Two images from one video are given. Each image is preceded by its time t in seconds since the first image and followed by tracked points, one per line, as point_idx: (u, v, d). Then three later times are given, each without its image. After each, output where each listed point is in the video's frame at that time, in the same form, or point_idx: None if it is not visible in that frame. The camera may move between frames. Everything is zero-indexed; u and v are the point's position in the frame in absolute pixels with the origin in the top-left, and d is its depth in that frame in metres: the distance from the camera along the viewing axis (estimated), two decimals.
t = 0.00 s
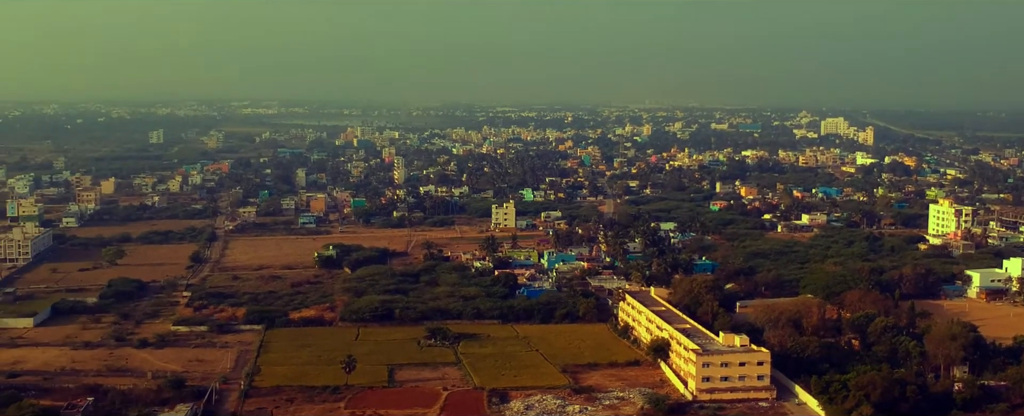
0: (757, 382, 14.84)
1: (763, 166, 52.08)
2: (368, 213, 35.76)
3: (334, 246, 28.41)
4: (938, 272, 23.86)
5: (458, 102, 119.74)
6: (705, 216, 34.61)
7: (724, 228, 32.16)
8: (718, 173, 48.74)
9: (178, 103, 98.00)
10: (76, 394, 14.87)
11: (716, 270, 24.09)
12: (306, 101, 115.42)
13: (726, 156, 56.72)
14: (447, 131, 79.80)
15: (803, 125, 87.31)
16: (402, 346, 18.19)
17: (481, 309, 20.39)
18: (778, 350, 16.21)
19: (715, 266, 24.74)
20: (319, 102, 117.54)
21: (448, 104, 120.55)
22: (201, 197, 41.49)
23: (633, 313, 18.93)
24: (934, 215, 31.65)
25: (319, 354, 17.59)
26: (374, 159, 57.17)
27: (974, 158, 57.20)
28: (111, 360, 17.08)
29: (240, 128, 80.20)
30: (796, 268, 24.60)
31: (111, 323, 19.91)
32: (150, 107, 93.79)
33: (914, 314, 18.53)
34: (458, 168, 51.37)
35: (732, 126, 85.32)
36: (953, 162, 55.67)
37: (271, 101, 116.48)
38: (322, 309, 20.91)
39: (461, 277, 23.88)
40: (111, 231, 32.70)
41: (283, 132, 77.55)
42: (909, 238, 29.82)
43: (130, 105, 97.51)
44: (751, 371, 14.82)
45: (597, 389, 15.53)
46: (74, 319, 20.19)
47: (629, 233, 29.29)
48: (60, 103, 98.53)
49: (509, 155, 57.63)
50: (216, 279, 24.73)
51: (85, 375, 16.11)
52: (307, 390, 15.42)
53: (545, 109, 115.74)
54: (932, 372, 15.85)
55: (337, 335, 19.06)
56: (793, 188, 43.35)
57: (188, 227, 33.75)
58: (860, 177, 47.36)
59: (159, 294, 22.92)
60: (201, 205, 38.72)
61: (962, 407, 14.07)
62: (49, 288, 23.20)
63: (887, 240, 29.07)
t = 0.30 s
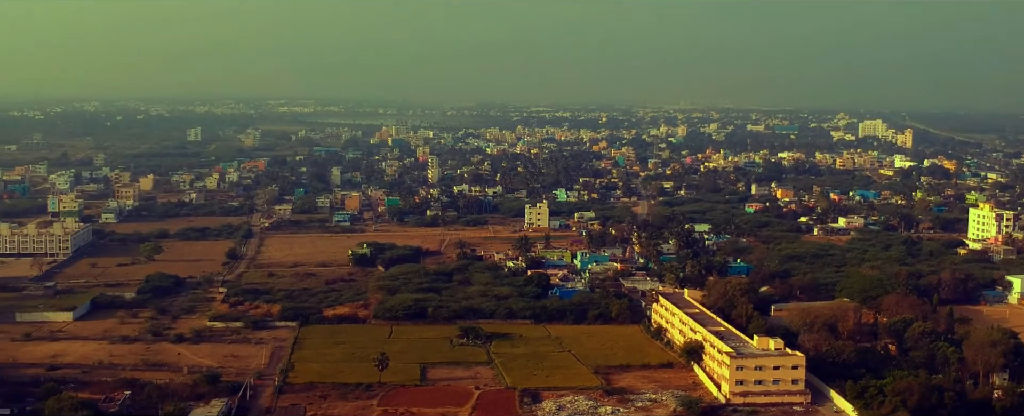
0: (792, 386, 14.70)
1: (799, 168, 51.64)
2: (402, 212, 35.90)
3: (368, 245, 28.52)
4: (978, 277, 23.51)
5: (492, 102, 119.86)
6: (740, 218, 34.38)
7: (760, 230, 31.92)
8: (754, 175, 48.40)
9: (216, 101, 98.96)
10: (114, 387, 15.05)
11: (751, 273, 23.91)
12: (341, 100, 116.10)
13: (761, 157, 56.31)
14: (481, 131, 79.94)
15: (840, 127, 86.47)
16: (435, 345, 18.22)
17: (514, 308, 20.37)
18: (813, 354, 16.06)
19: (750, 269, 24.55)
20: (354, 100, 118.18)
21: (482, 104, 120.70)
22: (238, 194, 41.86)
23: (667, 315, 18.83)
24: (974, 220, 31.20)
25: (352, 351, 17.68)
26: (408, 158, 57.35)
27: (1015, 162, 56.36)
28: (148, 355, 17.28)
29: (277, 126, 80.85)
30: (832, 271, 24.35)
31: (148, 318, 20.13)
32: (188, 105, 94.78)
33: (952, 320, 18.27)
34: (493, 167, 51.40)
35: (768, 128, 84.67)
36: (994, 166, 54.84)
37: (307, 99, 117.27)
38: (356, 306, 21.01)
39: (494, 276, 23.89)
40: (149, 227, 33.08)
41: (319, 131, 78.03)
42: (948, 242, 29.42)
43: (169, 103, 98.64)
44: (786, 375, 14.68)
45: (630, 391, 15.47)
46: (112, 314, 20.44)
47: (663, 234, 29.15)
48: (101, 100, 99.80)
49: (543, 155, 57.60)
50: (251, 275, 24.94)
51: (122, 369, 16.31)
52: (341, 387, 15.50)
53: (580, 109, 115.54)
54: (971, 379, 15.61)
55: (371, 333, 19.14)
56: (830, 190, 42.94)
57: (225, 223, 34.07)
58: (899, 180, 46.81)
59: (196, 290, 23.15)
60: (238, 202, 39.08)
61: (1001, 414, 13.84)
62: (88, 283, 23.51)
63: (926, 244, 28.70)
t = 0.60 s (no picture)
0: (827, 391, 14.53)
1: (836, 171, 51.15)
2: (436, 212, 36.00)
3: (402, 243, 28.62)
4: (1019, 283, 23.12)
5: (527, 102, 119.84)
6: (776, 220, 34.10)
7: (795, 233, 31.65)
8: (790, 177, 48.00)
9: (252, 100, 99.83)
10: (151, 382, 15.22)
11: (786, 276, 23.71)
12: (377, 100, 116.58)
13: (798, 160, 55.83)
14: (515, 131, 79.97)
15: (878, 129, 85.49)
16: (467, 344, 18.25)
17: (546, 309, 20.36)
18: (849, 359, 15.89)
19: (785, 272, 24.34)
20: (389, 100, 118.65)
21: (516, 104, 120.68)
22: (273, 192, 42.19)
23: (700, 317, 18.72)
24: (1015, 224, 30.71)
25: (385, 349, 17.75)
26: (443, 157, 57.47)
27: None
28: (184, 350, 17.46)
29: (313, 125, 81.39)
30: (868, 276, 24.08)
31: (185, 313, 20.34)
32: (226, 104, 95.64)
33: (992, 326, 17.99)
34: (526, 167, 51.39)
35: (805, 130, 83.95)
36: None
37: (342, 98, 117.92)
38: (389, 305, 21.09)
39: (527, 277, 23.88)
40: (186, 224, 33.43)
41: (354, 130, 78.45)
42: (987, 247, 28.99)
43: (206, 101, 99.71)
44: (820, 379, 14.52)
45: (662, 394, 15.39)
46: (149, 310, 20.68)
47: (697, 236, 28.99)
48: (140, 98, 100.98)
49: (577, 155, 57.53)
50: (286, 273, 25.12)
51: (159, 364, 16.49)
52: (373, 385, 15.56)
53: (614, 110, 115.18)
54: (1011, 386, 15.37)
55: (404, 331, 19.20)
56: (867, 193, 42.49)
57: (260, 221, 34.34)
58: (938, 184, 46.20)
59: (231, 286, 23.35)
60: (273, 200, 39.37)
61: None
62: (125, 279, 23.80)
63: (965, 249, 28.30)
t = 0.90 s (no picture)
0: (862, 396, 14.40)
1: (873, 173, 50.61)
2: (469, 211, 36.04)
3: (435, 242, 28.70)
4: None
5: (560, 102, 119.68)
6: (811, 223, 33.82)
7: (831, 236, 31.36)
8: (826, 179, 47.56)
9: (287, 99, 100.58)
10: (186, 377, 15.37)
11: (821, 279, 23.48)
12: (411, 99, 116.93)
13: (834, 162, 55.29)
14: (549, 131, 79.92)
15: (917, 131, 84.44)
16: (499, 343, 18.27)
17: (578, 309, 20.32)
18: (885, 364, 15.72)
19: (820, 275, 24.11)
20: (423, 98, 118.96)
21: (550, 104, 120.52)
22: (308, 190, 42.47)
23: (734, 319, 18.59)
24: None
25: (418, 347, 17.80)
26: (476, 157, 57.56)
27: None
28: (219, 346, 17.62)
29: (347, 124, 81.81)
30: (905, 279, 23.79)
31: (220, 309, 20.53)
32: (261, 102, 96.43)
33: None
34: (559, 167, 51.35)
35: (842, 131, 83.13)
36: None
37: (377, 97, 118.39)
38: (422, 304, 21.15)
39: (559, 277, 23.85)
40: (222, 221, 33.74)
41: (388, 129, 78.75)
42: None
43: (243, 100, 100.62)
44: (856, 384, 14.39)
45: (695, 396, 15.30)
46: (185, 305, 20.89)
47: (731, 238, 28.81)
48: (177, 96, 102.02)
49: (611, 156, 57.37)
50: (320, 270, 25.29)
51: (195, 359, 16.66)
52: (406, 383, 15.61)
53: (648, 111, 114.71)
54: None
55: (436, 330, 19.25)
56: (905, 196, 42.01)
57: (295, 219, 34.59)
58: (977, 187, 45.55)
59: (266, 283, 23.54)
60: (308, 198, 39.65)
61: None
62: (162, 274, 24.06)
63: (1005, 254, 27.87)
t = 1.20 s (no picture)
0: (900, 402, 14.21)
1: (912, 176, 50.00)
2: (502, 211, 36.06)
3: (468, 242, 28.75)
4: None
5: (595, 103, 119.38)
6: (848, 226, 33.47)
7: (868, 239, 31.01)
8: (863, 182, 47.05)
9: (323, 97, 101.22)
10: (221, 372, 15.52)
11: (858, 283, 23.23)
12: (445, 99, 117.15)
13: (872, 164, 54.68)
14: (583, 131, 79.76)
15: (957, 134, 83.27)
16: (531, 343, 18.26)
17: (611, 310, 20.27)
18: (922, 369, 15.52)
19: (857, 279, 23.85)
20: (457, 97, 119.17)
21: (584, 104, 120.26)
22: (343, 189, 42.69)
23: (768, 323, 18.45)
24: None
25: (450, 346, 17.84)
26: (510, 157, 57.58)
27: None
28: (254, 342, 17.77)
29: (382, 123, 82.19)
30: (944, 284, 23.48)
31: (255, 306, 20.71)
32: (298, 101, 97.12)
33: None
34: (593, 168, 51.24)
35: (880, 133, 82.20)
36: None
37: (411, 97, 118.77)
38: (455, 303, 21.19)
39: (593, 277, 23.80)
40: (258, 219, 34.01)
41: (422, 128, 78.95)
42: None
43: (279, 98, 101.47)
44: (892, 389, 14.20)
45: (728, 399, 15.20)
46: (221, 302, 21.09)
47: (766, 240, 28.58)
48: (215, 95, 103.03)
49: (645, 157, 57.16)
50: (354, 268, 25.42)
51: (230, 355, 16.81)
52: (438, 381, 15.65)
53: (683, 112, 114.14)
54: None
55: (468, 329, 19.27)
56: (944, 200, 41.46)
57: (330, 217, 34.80)
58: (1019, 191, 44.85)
59: (300, 280, 23.70)
60: (343, 197, 39.88)
61: None
62: (198, 271, 24.31)
63: None
